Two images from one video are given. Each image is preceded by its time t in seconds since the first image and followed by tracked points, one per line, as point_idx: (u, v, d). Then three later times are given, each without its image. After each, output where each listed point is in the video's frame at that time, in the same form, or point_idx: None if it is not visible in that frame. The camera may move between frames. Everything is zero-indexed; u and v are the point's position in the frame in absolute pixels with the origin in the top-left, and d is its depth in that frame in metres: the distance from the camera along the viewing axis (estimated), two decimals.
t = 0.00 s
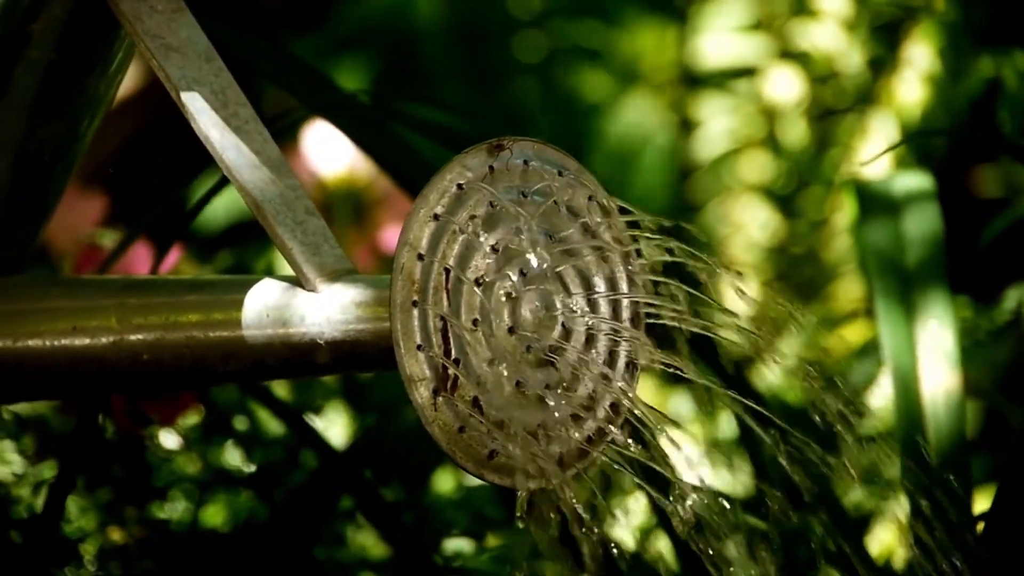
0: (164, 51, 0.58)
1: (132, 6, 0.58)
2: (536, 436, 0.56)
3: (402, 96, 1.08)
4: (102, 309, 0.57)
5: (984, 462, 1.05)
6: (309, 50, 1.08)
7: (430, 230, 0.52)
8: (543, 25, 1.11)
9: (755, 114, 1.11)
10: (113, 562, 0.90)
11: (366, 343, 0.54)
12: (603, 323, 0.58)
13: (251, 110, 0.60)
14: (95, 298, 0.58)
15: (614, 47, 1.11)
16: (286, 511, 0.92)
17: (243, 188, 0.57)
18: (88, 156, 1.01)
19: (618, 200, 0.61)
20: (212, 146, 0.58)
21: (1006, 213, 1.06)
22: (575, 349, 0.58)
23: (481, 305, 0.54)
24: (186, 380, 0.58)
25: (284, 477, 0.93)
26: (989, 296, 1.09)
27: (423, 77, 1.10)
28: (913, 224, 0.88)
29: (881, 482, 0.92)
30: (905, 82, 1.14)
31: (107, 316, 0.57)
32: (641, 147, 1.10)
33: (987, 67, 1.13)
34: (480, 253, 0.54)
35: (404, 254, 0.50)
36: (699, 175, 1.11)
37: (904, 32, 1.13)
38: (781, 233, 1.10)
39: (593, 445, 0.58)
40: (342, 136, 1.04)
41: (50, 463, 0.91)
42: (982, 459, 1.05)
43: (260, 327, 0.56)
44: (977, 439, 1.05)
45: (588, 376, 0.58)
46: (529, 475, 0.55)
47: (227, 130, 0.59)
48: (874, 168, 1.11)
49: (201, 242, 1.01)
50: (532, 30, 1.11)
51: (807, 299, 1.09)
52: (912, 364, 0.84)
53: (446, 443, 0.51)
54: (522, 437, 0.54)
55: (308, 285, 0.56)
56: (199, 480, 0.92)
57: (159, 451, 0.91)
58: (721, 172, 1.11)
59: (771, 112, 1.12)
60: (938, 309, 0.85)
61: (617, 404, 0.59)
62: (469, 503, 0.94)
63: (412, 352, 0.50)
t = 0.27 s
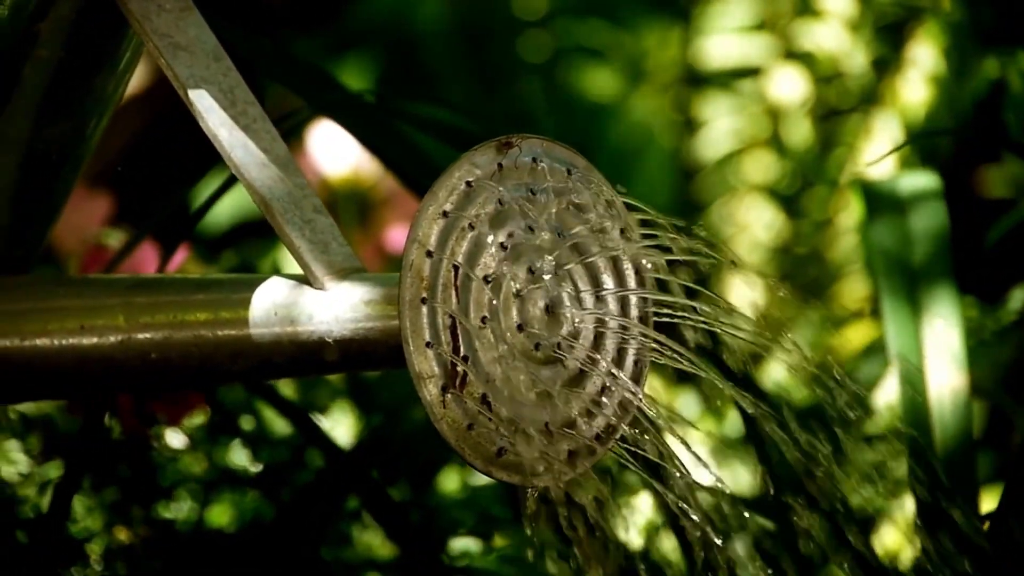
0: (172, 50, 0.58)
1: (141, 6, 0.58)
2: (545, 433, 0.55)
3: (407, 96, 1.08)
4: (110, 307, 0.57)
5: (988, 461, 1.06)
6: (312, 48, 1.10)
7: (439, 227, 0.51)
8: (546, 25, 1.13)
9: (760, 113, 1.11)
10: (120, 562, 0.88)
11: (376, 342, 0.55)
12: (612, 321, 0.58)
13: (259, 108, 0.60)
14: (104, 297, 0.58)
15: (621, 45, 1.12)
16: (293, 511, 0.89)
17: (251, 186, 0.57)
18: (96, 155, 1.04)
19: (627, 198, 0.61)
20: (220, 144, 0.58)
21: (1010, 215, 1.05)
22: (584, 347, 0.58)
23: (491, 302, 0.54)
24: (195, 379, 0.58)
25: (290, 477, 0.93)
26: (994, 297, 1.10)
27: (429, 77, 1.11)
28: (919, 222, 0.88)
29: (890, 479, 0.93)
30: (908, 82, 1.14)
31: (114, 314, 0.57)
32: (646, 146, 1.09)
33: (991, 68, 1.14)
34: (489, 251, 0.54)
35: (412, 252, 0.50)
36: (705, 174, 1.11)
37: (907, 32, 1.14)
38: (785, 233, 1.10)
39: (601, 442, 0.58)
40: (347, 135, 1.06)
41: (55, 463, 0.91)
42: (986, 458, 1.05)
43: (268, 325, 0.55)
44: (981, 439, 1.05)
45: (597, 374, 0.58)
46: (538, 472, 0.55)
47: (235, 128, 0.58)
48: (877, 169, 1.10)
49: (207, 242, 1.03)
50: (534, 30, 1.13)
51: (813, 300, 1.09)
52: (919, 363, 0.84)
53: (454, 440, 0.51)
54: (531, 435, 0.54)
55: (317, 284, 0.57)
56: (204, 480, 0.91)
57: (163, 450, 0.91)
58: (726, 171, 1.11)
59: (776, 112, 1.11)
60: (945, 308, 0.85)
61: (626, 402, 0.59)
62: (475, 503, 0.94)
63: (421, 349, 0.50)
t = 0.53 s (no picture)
0: (177, 50, 0.58)
1: (145, 5, 0.58)
2: (548, 433, 0.55)
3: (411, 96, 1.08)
4: (115, 308, 0.57)
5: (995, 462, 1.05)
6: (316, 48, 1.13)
7: (442, 227, 0.51)
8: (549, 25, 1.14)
9: (764, 114, 1.11)
10: (125, 563, 0.86)
11: (378, 341, 0.55)
12: (616, 321, 0.58)
13: (264, 108, 0.60)
14: (109, 298, 0.58)
15: (624, 44, 1.13)
16: (297, 512, 0.88)
17: (255, 185, 0.57)
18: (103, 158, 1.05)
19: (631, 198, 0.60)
20: (224, 144, 0.58)
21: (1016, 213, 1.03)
22: (587, 347, 0.57)
23: (493, 302, 0.54)
24: (199, 379, 0.58)
25: (296, 477, 0.92)
26: (999, 297, 1.10)
27: (432, 79, 1.12)
28: (924, 221, 0.88)
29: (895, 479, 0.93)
30: (912, 82, 1.14)
31: (119, 315, 0.57)
32: (651, 146, 1.09)
33: (997, 67, 1.12)
34: (492, 251, 0.54)
35: (415, 251, 0.50)
36: (709, 174, 1.11)
37: (912, 33, 1.14)
38: (789, 233, 1.10)
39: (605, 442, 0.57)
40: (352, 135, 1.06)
41: (62, 463, 0.91)
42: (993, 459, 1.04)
43: (272, 326, 0.56)
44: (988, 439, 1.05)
45: (600, 374, 0.58)
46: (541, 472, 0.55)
47: (239, 129, 0.58)
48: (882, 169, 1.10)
49: (212, 242, 1.02)
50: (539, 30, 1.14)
51: (817, 299, 1.09)
52: (925, 361, 0.83)
53: (456, 440, 0.51)
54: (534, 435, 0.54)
55: (321, 284, 0.56)
56: (208, 480, 0.91)
57: (170, 450, 0.92)
58: (730, 171, 1.11)
59: (780, 112, 1.11)
60: (950, 308, 0.85)
61: (629, 402, 0.59)
62: (480, 503, 0.94)
63: (423, 349, 0.51)
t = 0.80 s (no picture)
0: (182, 47, 0.58)
1: (149, 4, 0.58)
2: (553, 429, 0.55)
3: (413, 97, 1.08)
4: (121, 306, 0.57)
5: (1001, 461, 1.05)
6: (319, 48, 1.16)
7: (448, 223, 0.51)
8: (551, 26, 1.18)
9: (768, 113, 1.11)
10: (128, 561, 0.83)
11: (384, 339, 0.55)
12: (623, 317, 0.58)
13: (269, 105, 0.59)
14: (115, 296, 0.58)
15: (626, 45, 1.15)
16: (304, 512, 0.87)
17: (261, 182, 0.57)
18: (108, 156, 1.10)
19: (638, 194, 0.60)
20: (230, 142, 0.58)
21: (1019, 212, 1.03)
22: (594, 343, 0.57)
23: (499, 298, 0.53)
24: (205, 377, 0.57)
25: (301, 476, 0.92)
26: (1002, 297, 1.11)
27: (435, 79, 1.16)
28: (928, 221, 0.88)
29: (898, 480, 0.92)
30: (915, 82, 1.12)
31: (125, 313, 0.57)
32: (653, 146, 1.11)
33: (999, 69, 1.10)
34: (498, 247, 0.53)
35: (420, 246, 0.50)
36: (710, 176, 1.12)
37: (915, 33, 1.14)
38: (793, 233, 1.10)
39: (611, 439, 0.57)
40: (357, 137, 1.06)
41: (67, 464, 0.91)
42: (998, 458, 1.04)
43: (277, 323, 0.55)
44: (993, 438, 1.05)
45: (606, 370, 0.58)
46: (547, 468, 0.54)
47: (244, 126, 0.58)
48: (885, 170, 1.09)
49: (217, 242, 1.04)
50: (540, 31, 1.18)
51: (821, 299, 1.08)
52: (928, 361, 0.83)
53: (462, 435, 0.51)
54: (539, 430, 0.54)
55: (326, 281, 0.56)
56: (212, 479, 0.91)
57: (175, 450, 0.93)
58: (733, 172, 1.11)
59: (783, 113, 1.11)
60: (955, 309, 0.85)
61: (635, 399, 0.59)
62: (485, 503, 0.93)
63: (429, 344, 0.50)
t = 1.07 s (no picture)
0: (185, 45, 0.58)
1: (155, 2, 0.58)
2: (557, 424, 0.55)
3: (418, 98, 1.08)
4: (125, 304, 0.57)
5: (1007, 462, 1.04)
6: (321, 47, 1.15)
7: (452, 218, 0.51)
8: (555, 25, 1.17)
9: (771, 113, 1.11)
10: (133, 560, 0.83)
11: (388, 335, 0.54)
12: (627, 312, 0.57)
13: (273, 103, 0.59)
14: (119, 293, 0.58)
15: (629, 45, 1.15)
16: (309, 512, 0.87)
17: (265, 179, 0.57)
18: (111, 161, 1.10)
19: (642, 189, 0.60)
20: (234, 138, 0.58)
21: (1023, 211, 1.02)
22: (598, 339, 0.57)
23: (503, 293, 0.53)
24: (210, 374, 0.57)
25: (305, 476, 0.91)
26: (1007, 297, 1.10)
27: (439, 80, 1.16)
28: (934, 221, 0.88)
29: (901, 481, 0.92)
30: (919, 82, 1.12)
31: (129, 311, 0.57)
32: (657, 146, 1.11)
33: (1004, 68, 1.11)
34: (502, 241, 0.53)
35: (424, 241, 0.50)
36: (713, 175, 1.12)
37: (919, 33, 1.14)
38: (796, 233, 1.09)
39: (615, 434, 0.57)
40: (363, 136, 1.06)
41: (71, 464, 0.91)
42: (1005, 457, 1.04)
43: (280, 321, 0.55)
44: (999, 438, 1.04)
45: (610, 365, 0.57)
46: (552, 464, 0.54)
47: (248, 123, 0.58)
48: (889, 171, 1.08)
49: (221, 242, 1.03)
50: (545, 30, 1.17)
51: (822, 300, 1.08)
52: (933, 361, 0.83)
53: (466, 431, 0.50)
54: (544, 426, 0.54)
55: (330, 277, 0.56)
56: (217, 480, 0.90)
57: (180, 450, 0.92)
58: (736, 172, 1.11)
59: (786, 113, 1.11)
60: (960, 310, 0.84)
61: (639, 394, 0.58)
62: (489, 503, 0.93)
63: (432, 340, 0.50)
